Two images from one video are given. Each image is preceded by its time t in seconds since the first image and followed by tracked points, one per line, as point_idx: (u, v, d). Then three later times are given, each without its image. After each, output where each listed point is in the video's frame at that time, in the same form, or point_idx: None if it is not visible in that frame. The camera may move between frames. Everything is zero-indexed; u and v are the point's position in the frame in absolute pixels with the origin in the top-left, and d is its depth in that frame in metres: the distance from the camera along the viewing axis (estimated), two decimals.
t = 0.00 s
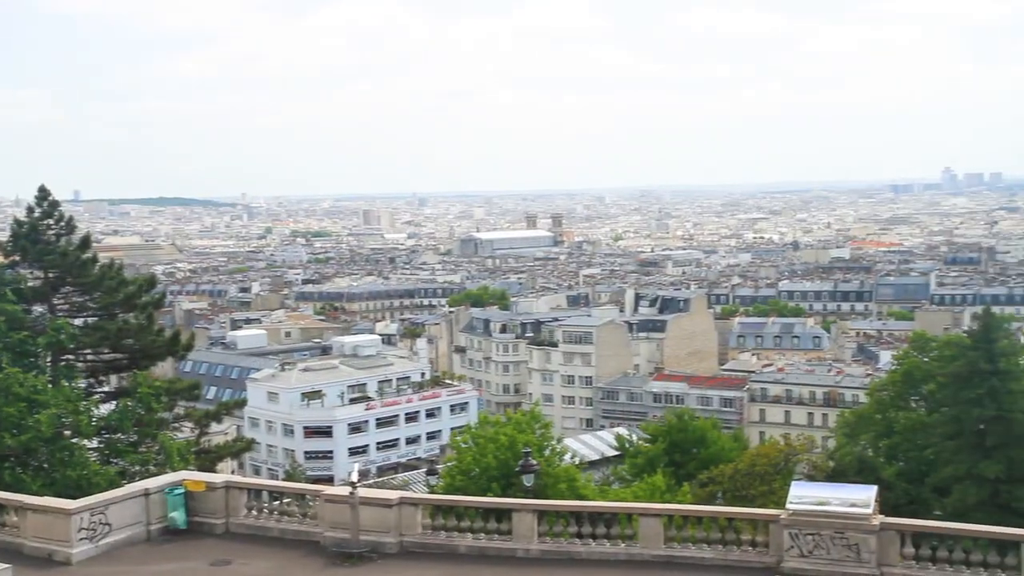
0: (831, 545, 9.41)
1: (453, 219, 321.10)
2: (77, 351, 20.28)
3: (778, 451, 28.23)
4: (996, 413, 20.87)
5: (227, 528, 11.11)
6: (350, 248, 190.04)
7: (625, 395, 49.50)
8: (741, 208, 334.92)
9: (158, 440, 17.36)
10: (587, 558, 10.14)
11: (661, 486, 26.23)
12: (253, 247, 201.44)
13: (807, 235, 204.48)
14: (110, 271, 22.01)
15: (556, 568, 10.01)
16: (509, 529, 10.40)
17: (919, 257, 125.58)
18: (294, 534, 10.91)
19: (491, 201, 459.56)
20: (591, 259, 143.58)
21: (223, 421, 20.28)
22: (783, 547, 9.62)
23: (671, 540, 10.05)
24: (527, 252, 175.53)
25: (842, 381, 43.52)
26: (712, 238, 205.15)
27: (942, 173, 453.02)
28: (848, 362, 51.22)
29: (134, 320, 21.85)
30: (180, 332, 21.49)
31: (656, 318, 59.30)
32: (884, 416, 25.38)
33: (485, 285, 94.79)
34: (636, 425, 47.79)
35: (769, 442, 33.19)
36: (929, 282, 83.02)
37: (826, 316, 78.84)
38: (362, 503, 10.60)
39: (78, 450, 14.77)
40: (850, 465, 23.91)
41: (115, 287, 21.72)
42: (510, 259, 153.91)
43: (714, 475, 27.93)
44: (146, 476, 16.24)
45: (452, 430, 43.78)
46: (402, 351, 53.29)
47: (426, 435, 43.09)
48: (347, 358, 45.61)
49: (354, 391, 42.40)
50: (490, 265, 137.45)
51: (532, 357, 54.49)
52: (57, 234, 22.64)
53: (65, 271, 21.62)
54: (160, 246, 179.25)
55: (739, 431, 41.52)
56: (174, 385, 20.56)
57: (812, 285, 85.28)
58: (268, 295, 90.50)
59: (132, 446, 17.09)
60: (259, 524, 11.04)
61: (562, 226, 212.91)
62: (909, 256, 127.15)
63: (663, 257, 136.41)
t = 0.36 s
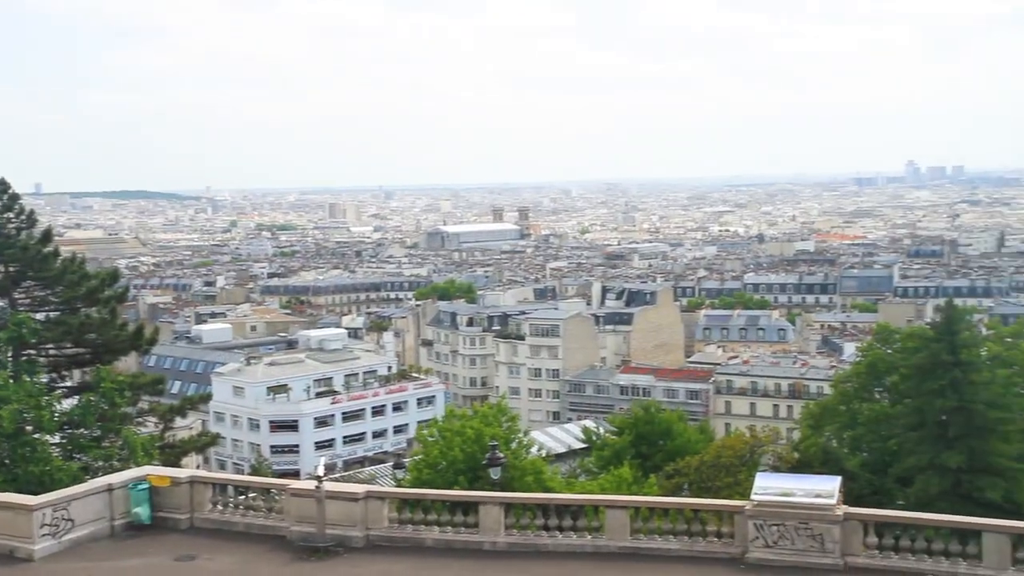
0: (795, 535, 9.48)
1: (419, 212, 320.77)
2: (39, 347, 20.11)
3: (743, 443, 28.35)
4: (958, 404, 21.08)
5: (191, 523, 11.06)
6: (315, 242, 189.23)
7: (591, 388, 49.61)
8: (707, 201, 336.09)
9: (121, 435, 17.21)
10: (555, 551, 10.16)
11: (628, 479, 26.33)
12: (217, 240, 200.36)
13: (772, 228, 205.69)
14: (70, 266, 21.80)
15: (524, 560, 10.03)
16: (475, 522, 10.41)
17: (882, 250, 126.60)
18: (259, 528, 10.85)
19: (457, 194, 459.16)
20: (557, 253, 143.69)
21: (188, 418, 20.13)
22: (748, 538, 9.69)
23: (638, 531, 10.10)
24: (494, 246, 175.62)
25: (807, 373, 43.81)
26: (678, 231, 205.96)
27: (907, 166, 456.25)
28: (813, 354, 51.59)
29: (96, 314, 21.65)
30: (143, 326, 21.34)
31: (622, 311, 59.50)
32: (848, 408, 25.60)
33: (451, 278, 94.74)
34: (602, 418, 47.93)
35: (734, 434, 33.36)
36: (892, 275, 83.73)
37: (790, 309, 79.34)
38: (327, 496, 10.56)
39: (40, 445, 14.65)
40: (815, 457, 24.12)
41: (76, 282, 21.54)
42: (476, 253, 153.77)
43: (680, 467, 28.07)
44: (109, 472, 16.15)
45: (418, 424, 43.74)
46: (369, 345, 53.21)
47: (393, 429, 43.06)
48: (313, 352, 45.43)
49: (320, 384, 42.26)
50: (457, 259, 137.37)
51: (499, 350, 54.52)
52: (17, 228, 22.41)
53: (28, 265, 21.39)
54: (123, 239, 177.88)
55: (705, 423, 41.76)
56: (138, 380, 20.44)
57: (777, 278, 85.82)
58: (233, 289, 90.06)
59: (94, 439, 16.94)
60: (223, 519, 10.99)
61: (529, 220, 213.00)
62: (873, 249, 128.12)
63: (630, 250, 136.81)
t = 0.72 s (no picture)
0: (751, 530, 9.53)
1: (376, 209, 319.75)
2: None
3: (699, 438, 28.48)
4: (910, 399, 21.35)
5: (144, 523, 10.95)
6: (271, 238, 187.80)
7: (548, 384, 49.71)
8: (664, 198, 337.71)
9: (72, 433, 16.98)
10: (512, 548, 10.16)
11: (585, 475, 26.42)
12: (171, 237, 198.41)
13: (727, 224, 206.87)
14: (19, 264, 21.54)
15: (481, 557, 10.02)
16: (432, 519, 10.38)
17: (835, 246, 127.77)
18: (214, 527, 10.78)
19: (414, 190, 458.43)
20: (514, 249, 143.68)
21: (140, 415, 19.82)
22: (704, 533, 9.73)
23: (594, 528, 10.11)
24: (451, 243, 175.40)
25: (763, 368, 44.13)
26: (635, 228, 206.70)
27: (861, 164, 460.68)
28: (768, 349, 52.00)
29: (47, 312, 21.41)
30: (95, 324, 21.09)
31: (579, 307, 59.67)
32: (802, 403, 25.82)
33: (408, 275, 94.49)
34: (559, 414, 48.03)
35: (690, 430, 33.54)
36: (846, 271, 84.52)
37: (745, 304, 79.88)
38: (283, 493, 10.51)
39: None
40: (769, 451, 24.32)
41: (26, 279, 21.30)
42: (433, 249, 153.43)
43: (636, 462, 28.20)
44: (60, 471, 15.97)
45: (375, 421, 43.65)
46: (326, 342, 52.97)
47: (350, 426, 42.94)
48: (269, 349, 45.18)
49: (276, 382, 42.04)
50: (413, 256, 136.93)
51: (456, 347, 54.45)
52: None
53: None
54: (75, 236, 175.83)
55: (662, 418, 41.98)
56: (89, 379, 20.22)
57: (732, 274, 86.37)
58: (187, 286, 89.26)
59: (45, 438, 16.70)
60: (177, 517, 10.91)
61: (486, 217, 212.71)
62: (826, 245, 129.17)
63: (587, 247, 137.13)
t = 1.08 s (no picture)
0: (708, 526, 9.57)
1: (331, 206, 318.02)
2: None
3: (656, 434, 28.58)
4: (863, 394, 21.53)
5: (97, 523, 10.84)
6: (225, 236, 186.37)
7: (505, 382, 49.73)
8: (619, 196, 338.28)
9: (22, 433, 16.78)
10: (468, 545, 10.14)
11: (542, 472, 26.44)
12: (123, 234, 196.44)
13: (683, 222, 207.76)
14: None
15: (438, 555, 9.99)
16: (389, 518, 10.36)
17: (790, 244, 128.57)
18: (168, 526, 10.68)
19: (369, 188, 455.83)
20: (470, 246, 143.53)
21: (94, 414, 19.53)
22: (660, 529, 9.77)
23: (552, 524, 10.12)
24: (407, 240, 174.92)
25: (719, 365, 44.51)
26: (591, 225, 206.93)
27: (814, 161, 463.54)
28: (724, 346, 52.34)
29: None
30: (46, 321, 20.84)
31: (536, 304, 59.72)
32: (758, 399, 25.95)
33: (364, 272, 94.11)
34: (516, 412, 48.08)
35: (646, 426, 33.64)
36: (800, 268, 85.15)
37: (701, 301, 80.26)
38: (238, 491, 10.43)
39: None
40: (725, 447, 24.46)
41: None
42: (388, 247, 152.90)
43: (594, 459, 28.26)
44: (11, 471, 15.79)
45: (331, 419, 43.48)
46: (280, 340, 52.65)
47: (306, 425, 42.75)
48: (224, 347, 44.86)
49: (231, 380, 41.75)
50: (368, 253, 136.40)
51: (412, 344, 54.31)
52: None
53: None
54: (25, 234, 173.51)
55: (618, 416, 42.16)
56: (39, 377, 19.98)
57: (688, 271, 86.75)
58: (140, 284, 88.38)
59: None
60: (129, 517, 10.80)
61: (442, 215, 212.18)
62: (781, 242, 130.05)
63: (543, 244, 137.30)
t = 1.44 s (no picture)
0: (677, 523, 9.60)
1: (297, 204, 316.67)
2: None
3: (624, 431, 28.62)
4: (828, 390, 21.63)
5: (60, 525, 10.75)
6: (191, 235, 185.09)
7: (473, 380, 49.71)
8: (585, 193, 338.91)
9: None
10: (437, 544, 10.11)
11: (510, 469, 26.46)
12: (86, 233, 194.66)
13: (650, 219, 208.33)
14: None
15: (405, 554, 9.97)
16: (356, 517, 10.33)
17: (755, 241, 129.18)
18: (133, 527, 10.57)
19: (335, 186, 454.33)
20: (438, 244, 143.27)
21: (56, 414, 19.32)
22: (628, 526, 9.77)
23: (519, 522, 10.14)
24: (373, 238, 174.61)
25: (685, 362, 44.73)
26: (557, 223, 207.12)
27: (779, 159, 465.90)
28: (691, 343, 52.55)
29: None
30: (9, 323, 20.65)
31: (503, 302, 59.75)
32: (725, 396, 26.06)
33: (330, 271, 93.78)
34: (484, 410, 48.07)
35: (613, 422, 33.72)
36: (765, 265, 85.59)
37: (668, 298, 80.55)
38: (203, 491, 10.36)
39: None
40: (692, 444, 24.56)
41: None
42: (355, 245, 152.38)
43: (561, 456, 28.31)
44: None
45: (298, 419, 43.33)
46: (246, 339, 52.41)
47: (272, 424, 42.55)
48: (189, 347, 44.59)
49: (197, 380, 41.48)
50: (335, 252, 135.92)
51: (379, 343, 54.16)
52: None
53: None
54: None
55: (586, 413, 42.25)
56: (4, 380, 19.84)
57: (655, 268, 87.05)
58: (104, 283, 87.66)
59: None
60: (94, 519, 10.69)
61: (409, 213, 211.67)
62: (746, 239, 130.67)
63: (510, 242, 137.39)
